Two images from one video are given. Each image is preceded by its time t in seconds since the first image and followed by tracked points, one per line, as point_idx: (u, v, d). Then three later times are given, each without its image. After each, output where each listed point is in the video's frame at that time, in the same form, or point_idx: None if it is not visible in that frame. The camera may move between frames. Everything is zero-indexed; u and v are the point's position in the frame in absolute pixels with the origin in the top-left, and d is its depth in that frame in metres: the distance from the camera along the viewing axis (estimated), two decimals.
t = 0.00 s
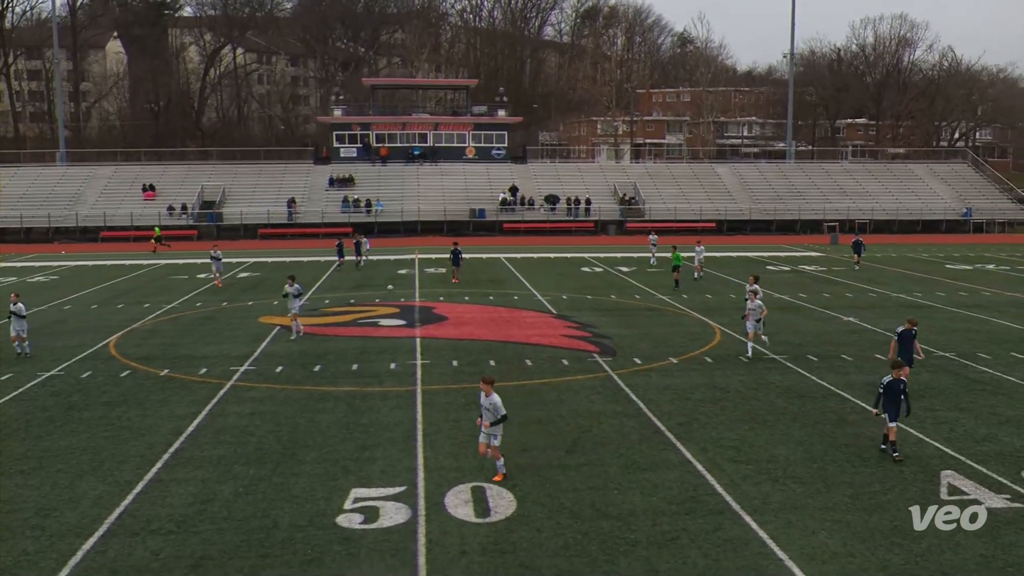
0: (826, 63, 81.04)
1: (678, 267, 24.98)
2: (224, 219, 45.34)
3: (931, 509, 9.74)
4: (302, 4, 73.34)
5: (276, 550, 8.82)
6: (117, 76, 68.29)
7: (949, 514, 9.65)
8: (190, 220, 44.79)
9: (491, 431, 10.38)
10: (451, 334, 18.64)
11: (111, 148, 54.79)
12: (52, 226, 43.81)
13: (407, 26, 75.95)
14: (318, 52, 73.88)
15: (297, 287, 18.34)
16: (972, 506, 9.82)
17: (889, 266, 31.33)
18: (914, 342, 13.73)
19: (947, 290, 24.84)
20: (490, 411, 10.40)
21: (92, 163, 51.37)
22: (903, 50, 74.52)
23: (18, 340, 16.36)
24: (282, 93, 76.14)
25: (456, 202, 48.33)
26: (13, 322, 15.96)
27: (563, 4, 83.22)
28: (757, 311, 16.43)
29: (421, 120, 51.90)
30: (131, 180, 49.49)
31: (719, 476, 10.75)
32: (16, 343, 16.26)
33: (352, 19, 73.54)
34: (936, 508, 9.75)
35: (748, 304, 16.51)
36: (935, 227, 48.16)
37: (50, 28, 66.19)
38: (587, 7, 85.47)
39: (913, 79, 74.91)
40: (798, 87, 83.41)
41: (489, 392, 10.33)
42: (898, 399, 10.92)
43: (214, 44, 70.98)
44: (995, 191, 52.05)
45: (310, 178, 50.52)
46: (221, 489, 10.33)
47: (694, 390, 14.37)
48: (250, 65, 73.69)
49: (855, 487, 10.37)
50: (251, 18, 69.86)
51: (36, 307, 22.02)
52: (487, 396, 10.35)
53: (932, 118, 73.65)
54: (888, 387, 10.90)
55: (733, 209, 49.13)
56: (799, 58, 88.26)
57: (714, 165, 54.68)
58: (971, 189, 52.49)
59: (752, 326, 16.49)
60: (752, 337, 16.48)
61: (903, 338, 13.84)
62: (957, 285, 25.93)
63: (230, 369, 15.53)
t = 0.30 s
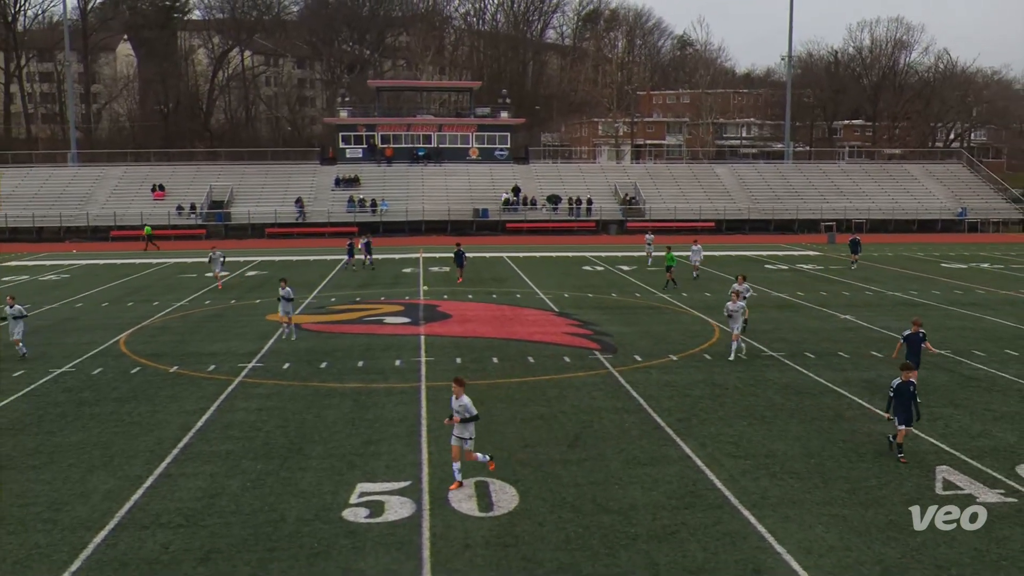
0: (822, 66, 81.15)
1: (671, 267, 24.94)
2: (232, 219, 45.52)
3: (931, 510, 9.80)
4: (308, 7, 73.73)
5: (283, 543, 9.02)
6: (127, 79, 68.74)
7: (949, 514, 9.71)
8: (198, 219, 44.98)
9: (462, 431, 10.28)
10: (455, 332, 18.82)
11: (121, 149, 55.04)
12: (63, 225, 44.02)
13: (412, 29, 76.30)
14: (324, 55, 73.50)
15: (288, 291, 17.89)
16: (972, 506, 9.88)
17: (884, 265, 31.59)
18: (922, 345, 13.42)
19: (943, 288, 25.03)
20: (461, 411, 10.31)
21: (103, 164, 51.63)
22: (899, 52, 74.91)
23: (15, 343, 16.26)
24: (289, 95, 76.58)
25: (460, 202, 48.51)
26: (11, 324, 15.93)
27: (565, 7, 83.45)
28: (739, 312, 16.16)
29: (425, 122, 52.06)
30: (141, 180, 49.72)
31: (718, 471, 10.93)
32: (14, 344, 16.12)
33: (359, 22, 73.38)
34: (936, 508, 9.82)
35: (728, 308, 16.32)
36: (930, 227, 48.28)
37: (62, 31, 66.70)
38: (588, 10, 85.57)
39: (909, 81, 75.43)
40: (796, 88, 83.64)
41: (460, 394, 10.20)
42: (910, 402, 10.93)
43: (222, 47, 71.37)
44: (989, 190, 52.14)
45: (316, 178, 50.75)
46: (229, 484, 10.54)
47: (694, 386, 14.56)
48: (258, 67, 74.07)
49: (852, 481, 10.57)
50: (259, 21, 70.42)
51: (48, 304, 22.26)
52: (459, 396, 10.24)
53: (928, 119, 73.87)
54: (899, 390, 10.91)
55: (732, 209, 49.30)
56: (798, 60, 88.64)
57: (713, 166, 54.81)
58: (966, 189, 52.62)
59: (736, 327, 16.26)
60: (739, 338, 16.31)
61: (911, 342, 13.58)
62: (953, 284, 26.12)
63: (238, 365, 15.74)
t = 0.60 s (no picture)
0: (819, 69, 81.34)
1: (662, 265, 25.02)
2: (241, 219, 45.79)
3: (931, 510, 9.87)
4: (316, 12, 74.35)
5: (291, 537, 9.26)
6: (137, 83, 69.27)
7: (949, 514, 9.78)
8: (207, 220, 45.25)
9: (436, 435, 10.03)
10: (459, 330, 19.06)
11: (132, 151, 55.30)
12: (76, 226, 44.29)
13: (416, 33, 77.06)
14: (330, 59, 74.22)
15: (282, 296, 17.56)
16: (972, 506, 9.96)
17: (879, 265, 31.82)
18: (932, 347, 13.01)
19: (937, 288, 25.21)
20: (429, 415, 10.13)
21: (115, 166, 51.95)
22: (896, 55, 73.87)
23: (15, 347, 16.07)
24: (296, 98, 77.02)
25: (465, 203, 48.72)
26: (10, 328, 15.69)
27: (566, 12, 83.58)
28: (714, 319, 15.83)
29: (429, 124, 52.54)
30: (152, 181, 50.03)
31: (717, 467, 11.15)
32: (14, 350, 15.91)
33: (365, 26, 74.43)
34: (936, 508, 9.89)
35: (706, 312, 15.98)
36: (925, 227, 48.43)
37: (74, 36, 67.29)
38: (590, 15, 86.24)
39: (906, 84, 75.38)
40: (793, 91, 83.94)
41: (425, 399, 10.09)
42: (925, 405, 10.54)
43: (231, 52, 71.75)
44: (984, 191, 52.28)
45: (323, 180, 51.03)
46: (238, 479, 10.77)
47: (693, 383, 14.79)
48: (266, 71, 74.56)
49: (848, 476, 10.79)
50: (266, 26, 70.99)
51: (60, 304, 22.51)
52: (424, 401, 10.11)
53: (922, 121, 74.06)
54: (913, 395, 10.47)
55: (731, 209, 49.45)
56: (795, 64, 89.26)
57: (712, 167, 54.97)
58: (960, 190, 52.74)
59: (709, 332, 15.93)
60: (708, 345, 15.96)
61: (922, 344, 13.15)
62: (948, 283, 26.30)
63: (247, 363, 15.99)
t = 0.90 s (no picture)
0: (814, 70, 81.85)
1: (653, 264, 25.07)
2: (247, 218, 46.08)
3: (931, 510, 9.92)
4: (320, 16, 75.36)
5: (296, 528, 9.50)
6: (145, 84, 70.05)
7: (949, 514, 9.83)
8: (214, 219, 45.52)
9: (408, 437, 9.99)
10: (460, 326, 19.33)
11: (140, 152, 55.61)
12: (86, 224, 44.62)
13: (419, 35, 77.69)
14: (334, 62, 74.85)
15: (272, 294, 17.15)
16: (972, 506, 10.01)
17: (871, 261, 32.08)
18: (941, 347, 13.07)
19: (928, 284, 25.48)
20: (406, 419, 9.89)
21: (123, 165, 52.25)
22: (886, 58, 75.63)
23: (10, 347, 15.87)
24: (300, 100, 77.66)
25: (466, 202, 48.97)
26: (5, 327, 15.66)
27: (565, 14, 84.13)
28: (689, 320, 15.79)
29: (431, 125, 52.47)
30: (160, 180, 50.30)
31: (712, 460, 11.41)
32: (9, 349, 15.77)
33: (368, 29, 75.10)
34: (936, 508, 9.95)
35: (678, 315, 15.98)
36: (916, 225, 48.70)
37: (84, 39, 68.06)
38: (588, 17, 87.00)
39: (896, 85, 76.36)
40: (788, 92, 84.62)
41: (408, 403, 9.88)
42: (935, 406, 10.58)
43: (237, 54, 72.36)
44: (974, 190, 52.48)
45: (327, 179, 51.30)
46: (244, 471, 11.03)
47: (689, 378, 15.05)
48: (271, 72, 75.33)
49: (841, 469, 11.04)
50: (271, 29, 71.71)
51: (70, 301, 22.81)
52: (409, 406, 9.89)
53: (914, 122, 74.40)
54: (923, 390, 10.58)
55: (725, 208, 49.67)
56: (789, 65, 90.11)
57: (708, 167, 55.14)
58: (951, 189, 52.95)
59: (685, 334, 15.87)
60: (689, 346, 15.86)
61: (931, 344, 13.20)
62: (939, 279, 26.56)
63: (253, 358, 16.25)
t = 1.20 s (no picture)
0: (804, 72, 82.88)
1: (642, 259, 25.37)
2: (251, 216, 46.36)
3: (931, 510, 9.95)
4: (322, 17, 75.93)
5: (298, 518, 9.77)
6: (150, 84, 70.85)
7: (949, 514, 9.86)
8: (219, 216, 45.82)
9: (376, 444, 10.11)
10: (459, 321, 19.59)
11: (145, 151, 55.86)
12: (93, 221, 44.90)
13: (419, 37, 78.04)
14: (336, 62, 75.49)
15: (260, 292, 17.06)
16: (972, 506, 10.04)
17: (859, 258, 32.45)
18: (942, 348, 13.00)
19: (914, 280, 25.82)
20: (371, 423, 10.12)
21: (129, 164, 52.46)
22: (874, 60, 76.05)
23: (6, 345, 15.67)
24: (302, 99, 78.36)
25: (464, 200, 49.22)
26: None
27: (561, 17, 85.43)
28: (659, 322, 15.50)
29: (431, 124, 52.68)
30: (166, 179, 50.45)
31: (704, 451, 11.69)
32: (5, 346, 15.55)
33: (369, 31, 75.72)
34: (936, 508, 9.98)
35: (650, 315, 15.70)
36: (903, 223, 49.14)
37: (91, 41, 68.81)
38: (584, 20, 88.04)
39: (884, 86, 77.01)
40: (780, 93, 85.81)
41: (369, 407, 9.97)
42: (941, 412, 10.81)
43: (241, 55, 72.92)
44: (960, 189, 52.77)
45: (328, 177, 51.54)
46: (248, 462, 11.31)
47: (682, 371, 15.35)
48: (272, 73, 75.91)
49: (830, 461, 11.33)
50: (275, 29, 72.32)
51: (78, 295, 23.10)
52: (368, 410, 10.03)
53: (902, 122, 75.21)
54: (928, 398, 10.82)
55: (718, 206, 49.91)
56: (781, 66, 90.92)
57: (701, 167, 55.41)
58: (938, 188, 53.24)
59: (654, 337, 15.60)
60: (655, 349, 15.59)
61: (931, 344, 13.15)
62: (925, 276, 26.94)
63: (256, 352, 16.52)
